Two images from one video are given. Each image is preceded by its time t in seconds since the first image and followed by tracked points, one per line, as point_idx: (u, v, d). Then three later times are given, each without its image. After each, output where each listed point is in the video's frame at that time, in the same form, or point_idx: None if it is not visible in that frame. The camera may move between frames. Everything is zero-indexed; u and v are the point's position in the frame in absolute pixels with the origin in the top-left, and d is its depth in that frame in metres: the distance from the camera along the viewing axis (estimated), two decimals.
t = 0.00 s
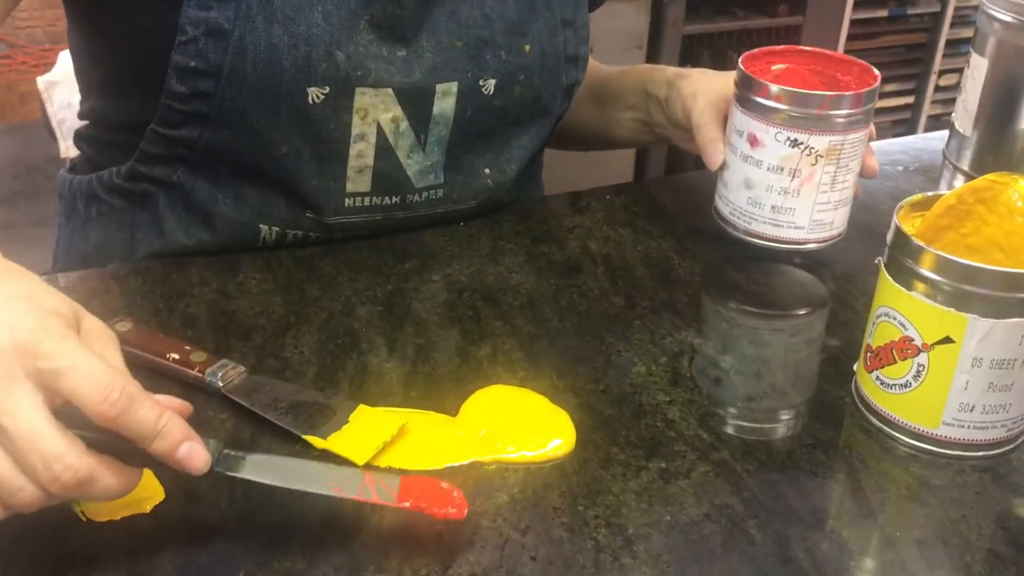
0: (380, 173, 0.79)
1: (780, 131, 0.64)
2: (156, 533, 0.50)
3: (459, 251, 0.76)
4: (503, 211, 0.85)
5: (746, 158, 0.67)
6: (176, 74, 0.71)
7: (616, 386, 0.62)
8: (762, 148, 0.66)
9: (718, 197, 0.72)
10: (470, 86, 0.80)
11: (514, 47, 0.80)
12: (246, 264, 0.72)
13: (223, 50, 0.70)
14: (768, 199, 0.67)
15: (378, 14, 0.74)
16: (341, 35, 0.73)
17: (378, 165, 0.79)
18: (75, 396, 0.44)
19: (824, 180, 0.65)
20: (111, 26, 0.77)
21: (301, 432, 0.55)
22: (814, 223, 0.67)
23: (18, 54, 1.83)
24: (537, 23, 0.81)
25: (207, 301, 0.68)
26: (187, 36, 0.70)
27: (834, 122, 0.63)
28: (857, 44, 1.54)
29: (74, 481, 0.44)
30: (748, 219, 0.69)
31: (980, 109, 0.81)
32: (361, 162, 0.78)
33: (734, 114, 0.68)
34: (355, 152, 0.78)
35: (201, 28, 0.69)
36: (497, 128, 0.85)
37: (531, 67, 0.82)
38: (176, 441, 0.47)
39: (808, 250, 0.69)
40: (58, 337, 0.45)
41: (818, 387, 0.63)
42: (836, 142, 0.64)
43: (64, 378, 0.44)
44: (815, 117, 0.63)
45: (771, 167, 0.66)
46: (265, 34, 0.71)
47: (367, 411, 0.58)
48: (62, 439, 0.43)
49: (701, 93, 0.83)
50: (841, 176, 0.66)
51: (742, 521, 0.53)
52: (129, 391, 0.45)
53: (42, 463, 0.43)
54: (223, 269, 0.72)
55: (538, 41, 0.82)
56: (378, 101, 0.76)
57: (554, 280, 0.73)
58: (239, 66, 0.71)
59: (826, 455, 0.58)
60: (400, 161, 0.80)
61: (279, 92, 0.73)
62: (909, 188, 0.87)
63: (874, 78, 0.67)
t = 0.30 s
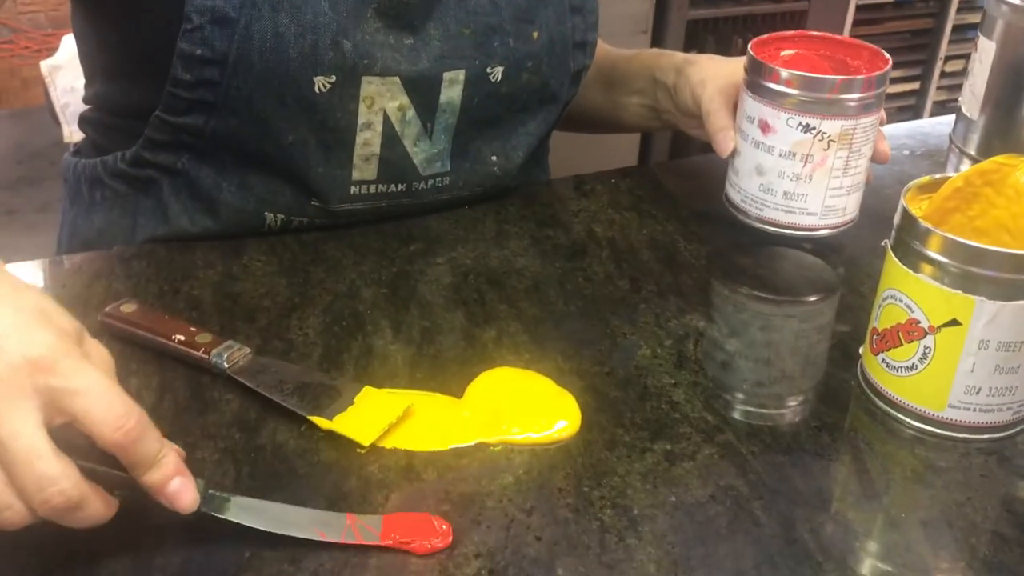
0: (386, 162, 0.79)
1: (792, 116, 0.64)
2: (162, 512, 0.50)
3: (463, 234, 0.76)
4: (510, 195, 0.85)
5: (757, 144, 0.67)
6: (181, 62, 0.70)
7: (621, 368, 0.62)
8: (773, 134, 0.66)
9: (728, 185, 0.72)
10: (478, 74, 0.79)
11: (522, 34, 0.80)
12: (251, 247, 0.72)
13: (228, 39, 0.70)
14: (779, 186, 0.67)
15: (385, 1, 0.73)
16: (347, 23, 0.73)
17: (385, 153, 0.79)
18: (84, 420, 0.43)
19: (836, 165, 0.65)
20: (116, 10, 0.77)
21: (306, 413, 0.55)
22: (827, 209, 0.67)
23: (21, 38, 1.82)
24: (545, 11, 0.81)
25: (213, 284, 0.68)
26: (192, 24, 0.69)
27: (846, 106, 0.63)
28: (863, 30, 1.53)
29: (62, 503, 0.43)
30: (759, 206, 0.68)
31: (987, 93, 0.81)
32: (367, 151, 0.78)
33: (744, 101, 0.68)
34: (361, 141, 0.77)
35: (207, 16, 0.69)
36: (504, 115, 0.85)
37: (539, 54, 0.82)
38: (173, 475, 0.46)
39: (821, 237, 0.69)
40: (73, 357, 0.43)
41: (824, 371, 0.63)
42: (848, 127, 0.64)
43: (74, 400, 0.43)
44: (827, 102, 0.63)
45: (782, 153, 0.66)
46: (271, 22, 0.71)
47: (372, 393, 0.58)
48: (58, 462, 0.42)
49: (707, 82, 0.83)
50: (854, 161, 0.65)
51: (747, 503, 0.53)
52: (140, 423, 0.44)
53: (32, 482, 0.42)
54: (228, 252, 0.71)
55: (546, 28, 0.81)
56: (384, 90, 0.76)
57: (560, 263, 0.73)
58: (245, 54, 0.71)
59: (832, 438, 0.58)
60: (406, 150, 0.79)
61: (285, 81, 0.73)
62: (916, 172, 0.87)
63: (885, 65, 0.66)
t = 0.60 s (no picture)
0: (393, 144, 0.79)
1: (784, 93, 0.63)
2: (170, 494, 0.50)
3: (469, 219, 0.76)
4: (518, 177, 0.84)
5: (750, 123, 0.67)
6: (189, 43, 0.70)
7: (627, 352, 0.62)
8: (766, 111, 0.65)
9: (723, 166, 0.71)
10: (485, 56, 0.79)
11: (528, 16, 0.80)
12: (257, 231, 0.73)
13: (236, 19, 0.70)
14: (772, 163, 0.67)
15: None
16: (356, 5, 0.73)
17: (391, 136, 0.78)
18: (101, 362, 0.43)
19: (829, 142, 0.65)
20: None
21: (313, 396, 0.56)
22: (821, 186, 0.66)
23: (21, 23, 1.79)
24: None
25: (219, 267, 0.68)
26: (200, 5, 0.69)
27: (838, 81, 0.63)
28: (869, 16, 1.52)
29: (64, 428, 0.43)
30: (753, 184, 0.68)
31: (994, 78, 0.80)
32: (373, 133, 0.78)
33: (738, 79, 0.67)
34: (368, 123, 0.77)
35: None
36: (511, 98, 0.84)
37: (546, 37, 0.82)
38: (168, 429, 0.46)
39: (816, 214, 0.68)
40: (108, 291, 0.43)
41: (830, 355, 0.63)
42: (840, 103, 0.63)
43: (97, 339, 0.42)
44: (820, 77, 0.62)
45: (775, 131, 0.65)
46: (279, 3, 0.71)
47: (378, 376, 0.58)
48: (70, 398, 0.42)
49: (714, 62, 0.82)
50: (847, 137, 0.65)
51: (753, 486, 0.53)
52: (154, 375, 0.44)
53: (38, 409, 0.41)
54: (233, 237, 0.71)
55: (553, 10, 0.81)
56: (392, 72, 0.76)
57: (566, 248, 0.73)
58: (253, 35, 0.71)
59: (837, 422, 0.58)
60: (412, 133, 0.79)
61: (292, 62, 0.73)
62: (922, 158, 0.87)
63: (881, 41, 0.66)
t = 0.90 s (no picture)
0: (398, 130, 0.79)
1: (752, 77, 0.64)
2: (179, 480, 0.51)
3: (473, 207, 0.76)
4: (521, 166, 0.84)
5: (720, 106, 0.67)
6: (194, 29, 0.73)
7: (633, 341, 0.62)
8: (734, 95, 0.66)
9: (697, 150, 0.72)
10: (488, 40, 0.79)
11: None
12: (264, 219, 0.73)
13: (240, 5, 0.72)
14: (740, 147, 0.67)
15: None
16: None
17: (396, 121, 0.79)
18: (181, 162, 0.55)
19: (797, 126, 0.65)
20: None
21: (321, 383, 0.56)
22: (789, 170, 0.67)
23: (27, 11, 1.79)
24: None
25: (226, 255, 0.68)
26: None
27: (807, 66, 0.63)
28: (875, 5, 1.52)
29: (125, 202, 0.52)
30: (723, 168, 0.69)
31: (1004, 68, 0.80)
32: (379, 118, 0.78)
33: (710, 62, 0.67)
34: (374, 109, 0.77)
35: None
36: (514, 83, 0.84)
37: (549, 19, 0.82)
38: (208, 243, 0.54)
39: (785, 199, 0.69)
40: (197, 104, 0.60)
41: (836, 344, 0.63)
42: (809, 88, 0.64)
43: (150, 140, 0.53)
44: (788, 62, 0.63)
45: (743, 115, 0.66)
46: None
47: (385, 364, 0.59)
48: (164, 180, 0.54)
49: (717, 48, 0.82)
50: (816, 121, 0.65)
51: (759, 474, 0.53)
52: (155, 175, 0.53)
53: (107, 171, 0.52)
54: (240, 225, 0.72)
55: None
56: (396, 56, 0.75)
57: (571, 236, 0.73)
58: (257, 19, 0.72)
59: (843, 411, 0.58)
60: (417, 118, 0.79)
61: (297, 48, 0.73)
62: (928, 147, 0.87)
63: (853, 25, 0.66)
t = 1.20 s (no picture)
0: (404, 116, 0.79)
1: (675, 79, 0.64)
2: (190, 466, 0.51)
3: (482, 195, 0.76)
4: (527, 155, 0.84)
5: (652, 108, 0.67)
6: (197, 18, 0.71)
7: (642, 330, 0.63)
8: (662, 96, 0.66)
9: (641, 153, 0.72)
10: (492, 24, 0.78)
11: None
12: (273, 208, 0.73)
13: None
14: (669, 151, 0.67)
15: None
16: None
17: (402, 108, 0.79)
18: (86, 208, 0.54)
19: (724, 133, 0.64)
20: None
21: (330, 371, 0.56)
22: (717, 178, 0.67)
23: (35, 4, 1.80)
24: None
25: (235, 244, 0.68)
26: None
27: (732, 70, 0.62)
28: None
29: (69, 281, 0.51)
30: (653, 171, 0.70)
31: (1013, 58, 0.79)
32: (385, 105, 0.78)
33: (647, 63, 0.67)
34: (379, 95, 0.77)
35: None
36: (522, 67, 0.83)
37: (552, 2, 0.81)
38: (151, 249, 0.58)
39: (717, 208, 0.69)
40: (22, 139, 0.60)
41: (846, 333, 0.63)
42: (733, 94, 0.63)
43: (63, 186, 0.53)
44: (710, 66, 0.62)
45: (669, 118, 0.66)
46: None
47: (395, 352, 0.59)
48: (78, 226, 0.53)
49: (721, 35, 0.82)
50: (742, 130, 0.64)
51: (768, 463, 0.53)
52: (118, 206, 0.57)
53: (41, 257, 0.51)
54: (249, 215, 0.72)
55: None
56: (400, 41, 0.75)
57: (579, 226, 0.73)
58: (260, 8, 0.71)
59: (853, 400, 0.58)
60: (423, 105, 0.79)
61: (301, 34, 0.72)
62: (938, 137, 0.86)
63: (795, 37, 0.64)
